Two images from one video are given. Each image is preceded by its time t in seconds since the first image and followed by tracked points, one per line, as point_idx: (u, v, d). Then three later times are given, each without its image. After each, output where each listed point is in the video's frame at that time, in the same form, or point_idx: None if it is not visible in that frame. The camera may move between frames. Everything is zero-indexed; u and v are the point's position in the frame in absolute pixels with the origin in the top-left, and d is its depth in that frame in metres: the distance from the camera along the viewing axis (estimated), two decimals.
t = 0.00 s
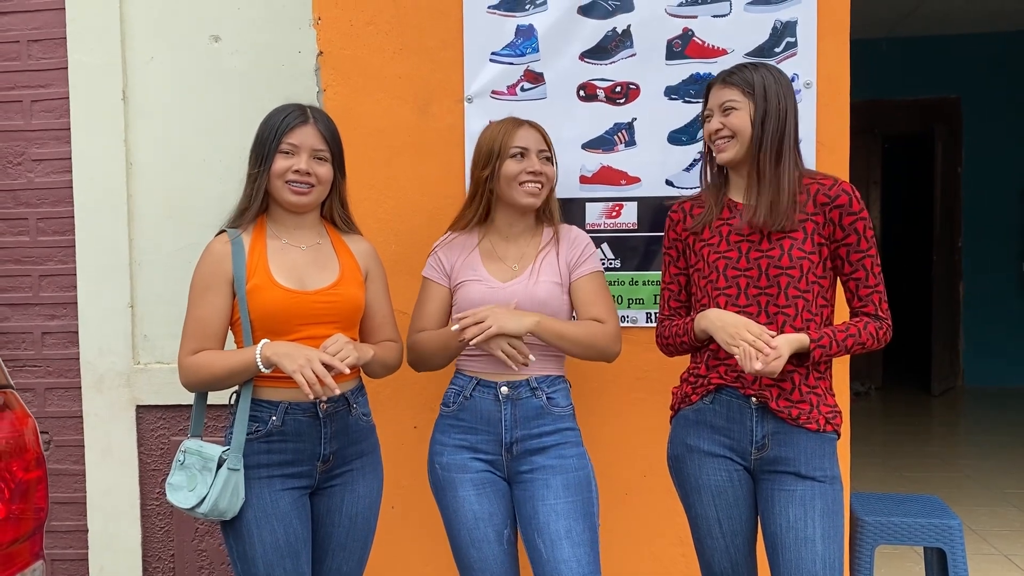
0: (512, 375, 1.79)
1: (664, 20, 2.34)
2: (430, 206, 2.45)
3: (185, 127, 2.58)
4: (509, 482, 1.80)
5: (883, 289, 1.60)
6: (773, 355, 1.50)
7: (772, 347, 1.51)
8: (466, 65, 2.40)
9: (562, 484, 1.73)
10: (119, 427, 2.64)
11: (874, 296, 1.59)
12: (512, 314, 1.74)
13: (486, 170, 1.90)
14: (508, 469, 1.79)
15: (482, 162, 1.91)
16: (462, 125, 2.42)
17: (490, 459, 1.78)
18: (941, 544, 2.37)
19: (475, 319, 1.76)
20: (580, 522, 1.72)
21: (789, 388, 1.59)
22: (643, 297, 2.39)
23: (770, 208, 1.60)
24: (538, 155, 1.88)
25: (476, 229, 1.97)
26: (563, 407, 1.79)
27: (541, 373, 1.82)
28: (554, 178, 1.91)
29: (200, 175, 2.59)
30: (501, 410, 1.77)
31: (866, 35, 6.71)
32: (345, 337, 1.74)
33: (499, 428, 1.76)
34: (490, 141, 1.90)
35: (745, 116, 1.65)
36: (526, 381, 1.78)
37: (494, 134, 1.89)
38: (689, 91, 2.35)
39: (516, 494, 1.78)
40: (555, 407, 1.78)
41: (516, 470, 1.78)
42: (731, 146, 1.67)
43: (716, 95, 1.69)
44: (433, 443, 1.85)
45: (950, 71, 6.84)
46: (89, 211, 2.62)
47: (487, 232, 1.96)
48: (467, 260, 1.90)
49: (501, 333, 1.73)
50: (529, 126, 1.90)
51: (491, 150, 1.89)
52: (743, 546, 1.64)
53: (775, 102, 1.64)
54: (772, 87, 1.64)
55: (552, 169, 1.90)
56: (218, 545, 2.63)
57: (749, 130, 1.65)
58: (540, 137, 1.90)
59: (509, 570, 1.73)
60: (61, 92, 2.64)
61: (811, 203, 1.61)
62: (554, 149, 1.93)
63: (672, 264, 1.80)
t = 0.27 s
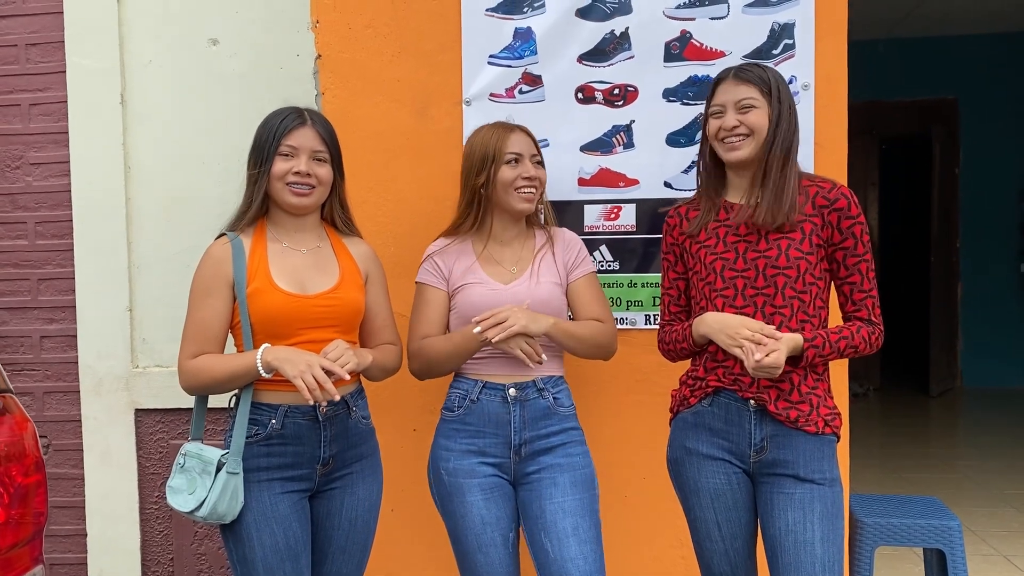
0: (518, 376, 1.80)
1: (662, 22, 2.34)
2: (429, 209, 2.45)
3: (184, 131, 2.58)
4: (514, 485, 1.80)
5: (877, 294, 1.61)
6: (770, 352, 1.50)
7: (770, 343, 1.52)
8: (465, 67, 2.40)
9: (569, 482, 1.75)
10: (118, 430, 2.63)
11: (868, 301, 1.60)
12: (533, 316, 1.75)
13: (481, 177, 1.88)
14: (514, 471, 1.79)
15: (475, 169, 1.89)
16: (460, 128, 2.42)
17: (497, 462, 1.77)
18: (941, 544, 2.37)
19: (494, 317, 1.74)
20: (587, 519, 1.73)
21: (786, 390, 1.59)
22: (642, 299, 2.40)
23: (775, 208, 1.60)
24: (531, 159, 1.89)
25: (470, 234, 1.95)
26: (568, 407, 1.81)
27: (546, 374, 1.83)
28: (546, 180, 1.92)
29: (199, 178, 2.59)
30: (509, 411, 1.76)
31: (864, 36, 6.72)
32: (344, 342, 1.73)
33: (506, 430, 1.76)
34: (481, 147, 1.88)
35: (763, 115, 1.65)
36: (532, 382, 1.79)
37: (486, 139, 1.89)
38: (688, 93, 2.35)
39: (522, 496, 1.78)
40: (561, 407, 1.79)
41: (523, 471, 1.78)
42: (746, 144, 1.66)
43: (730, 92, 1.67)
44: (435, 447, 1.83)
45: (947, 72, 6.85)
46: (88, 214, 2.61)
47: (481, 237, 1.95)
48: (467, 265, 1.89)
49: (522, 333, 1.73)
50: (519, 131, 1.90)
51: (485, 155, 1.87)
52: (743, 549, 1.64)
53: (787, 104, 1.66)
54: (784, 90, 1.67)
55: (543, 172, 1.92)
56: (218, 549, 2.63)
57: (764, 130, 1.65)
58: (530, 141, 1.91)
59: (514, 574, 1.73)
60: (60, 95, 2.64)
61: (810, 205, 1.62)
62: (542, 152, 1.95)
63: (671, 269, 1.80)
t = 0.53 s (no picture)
0: (523, 380, 1.80)
1: (657, 26, 2.34)
2: (425, 213, 2.44)
3: (179, 135, 2.58)
4: (516, 487, 1.79)
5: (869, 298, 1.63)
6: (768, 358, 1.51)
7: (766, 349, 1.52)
8: (460, 71, 2.40)
9: (572, 482, 1.76)
10: (113, 435, 2.62)
11: (861, 305, 1.62)
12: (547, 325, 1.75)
13: (474, 177, 1.88)
14: (518, 474, 1.78)
15: (468, 169, 1.89)
16: (456, 131, 2.42)
17: (502, 466, 1.76)
18: (938, 546, 2.37)
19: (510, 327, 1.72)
20: (589, 519, 1.74)
21: (783, 392, 1.59)
22: (638, 302, 2.40)
23: (778, 209, 1.63)
24: (523, 158, 1.89)
25: (467, 236, 1.92)
26: (568, 410, 1.83)
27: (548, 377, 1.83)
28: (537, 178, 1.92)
29: (194, 183, 2.58)
30: (515, 414, 1.76)
31: (859, 38, 6.74)
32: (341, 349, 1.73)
33: (513, 434, 1.75)
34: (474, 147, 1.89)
35: (770, 121, 1.66)
36: (537, 385, 1.79)
37: (477, 140, 1.89)
38: (682, 96, 2.35)
39: (523, 498, 1.78)
40: (563, 410, 1.81)
41: (526, 474, 1.78)
42: (752, 149, 1.65)
43: (737, 96, 1.66)
44: (436, 451, 1.80)
45: (942, 74, 6.87)
46: (83, 219, 2.61)
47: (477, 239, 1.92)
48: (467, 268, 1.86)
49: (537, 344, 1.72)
50: (509, 130, 1.90)
51: (476, 156, 1.88)
52: (740, 554, 1.64)
53: (787, 112, 1.69)
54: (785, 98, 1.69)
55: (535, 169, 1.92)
56: (214, 553, 2.62)
57: (769, 137, 1.66)
58: (521, 140, 1.91)
59: None
60: (54, 100, 2.63)
61: (806, 208, 1.64)
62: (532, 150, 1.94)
63: (662, 273, 1.79)
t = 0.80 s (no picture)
0: (511, 384, 1.79)
1: (649, 28, 2.35)
2: (418, 215, 2.44)
3: (172, 138, 2.57)
4: (504, 490, 1.80)
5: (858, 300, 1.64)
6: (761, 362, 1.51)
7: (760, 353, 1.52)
8: (453, 74, 2.40)
9: (559, 490, 1.75)
10: (106, 439, 2.62)
11: (850, 306, 1.62)
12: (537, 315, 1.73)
13: (461, 178, 1.89)
14: (505, 477, 1.78)
15: (456, 171, 1.89)
16: (449, 134, 2.42)
17: (489, 468, 1.76)
18: (930, 547, 2.37)
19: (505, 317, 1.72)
20: (578, 527, 1.73)
21: (773, 393, 1.59)
22: (631, 304, 2.40)
23: (764, 211, 1.64)
24: (509, 160, 1.87)
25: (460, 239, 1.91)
26: (558, 415, 1.81)
27: (538, 381, 1.82)
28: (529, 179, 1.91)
29: (187, 185, 2.58)
30: (501, 418, 1.75)
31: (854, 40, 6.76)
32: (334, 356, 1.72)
33: (499, 437, 1.75)
34: (462, 148, 1.89)
35: (759, 127, 1.67)
36: (525, 390, 1.78)
37: (464, 142, 1.89)
38: (675, 98, 2.36)
39: (512, 502, 1.78)
40: (552, 415, 1.79)
41: (513, 477, 1.78)
42: (741, 154, 1.66)
43: (728, 101, 1.67)
44: (425, 454, 1.81)
45: (936, 75, 6.90)
46: (76, 223, 2.61)
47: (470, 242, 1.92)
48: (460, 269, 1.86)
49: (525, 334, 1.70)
50: (497, 130, 1.89)
51: (462, 158, 1.88)
52: (731, 559, 1.64)
53: (777, 117, 1.69)
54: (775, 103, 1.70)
55: (526, 171, 1.89)
56: (208, 557, 2.62)
57: (758, 142, 1.67)
58: (510, 141, 1.89)
59: None
60: (46, 103, 2.63)
61: (794, 211, 1.65)
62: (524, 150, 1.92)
63: (652, 277, 1.79)
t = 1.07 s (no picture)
0: (497, 389, 1.77)
1: (642, 30, 2.35)
2: (411, 217, 2.44)
3: (164, 140, 2.57)
4: (493, 496, 1.79)
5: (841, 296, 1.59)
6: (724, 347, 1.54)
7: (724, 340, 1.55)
8: (446, 75, 2.40)
9: (547, 498, 1.74)
10: (99, 442, 2.61)
11: (831, 303, 1.58)
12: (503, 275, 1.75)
13: (455, 182, 1.89)
14: (493, 483, 1.77)
15: (451, 175, 1.90)
16: (442, 136, 2.42)
17: (475, 473, 1.76)
18: (924, 547, 2.38)
19: (484, 255, 1.76)
20: (567, 536, 1.72)
21: (753, 393, 1.59)
22: (625, 305, 2.40)
23: (741, 214, 1.64)
24: (503, 162, 1.86)
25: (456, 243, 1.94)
26: (549, 420, 1.78)
27: (526, 387, 1.80)
28: (526, 181, 1.89)
29: (180, 188, 2.58)
30: (486, 423, 1.75)
31: (848, 41, 6.78)
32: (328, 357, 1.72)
33: (484, 441, 1.75)
34: (459, 151, 1.89)
35: (746, 134, 1.67)
36: (512, 395, 1.76)
37: (458, 145, 1.89)
38: (668, 100, 2.36)
39: (502, 508, 1.78)
40: (541, 420, 1.77)
41: (501, 483, 1.77)
42: (726, 159, 1.67)
43: (717, 106, 1.67)
44: (417, 457, 1.83)
45: (930, 76, 6.92)
46: (68, 225, 2.60)
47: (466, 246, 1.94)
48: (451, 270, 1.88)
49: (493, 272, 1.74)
50: (492, 132, 1.88)
51: (457, 162, 1.88)
52: (718, 558, 1.65)
53: (764, 124, 1.70)
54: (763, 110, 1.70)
55: (520, 173, 1.88)
56: (201, 560, 2.61)
57: (744, 148, 1.67)
58: (505, 142, 1.87)
59: None
60: (39, 106, 2.63)
61: (771, 209, 1.64)
62: (521, 152, 1.90)
63: (644, 281, 1.81)
